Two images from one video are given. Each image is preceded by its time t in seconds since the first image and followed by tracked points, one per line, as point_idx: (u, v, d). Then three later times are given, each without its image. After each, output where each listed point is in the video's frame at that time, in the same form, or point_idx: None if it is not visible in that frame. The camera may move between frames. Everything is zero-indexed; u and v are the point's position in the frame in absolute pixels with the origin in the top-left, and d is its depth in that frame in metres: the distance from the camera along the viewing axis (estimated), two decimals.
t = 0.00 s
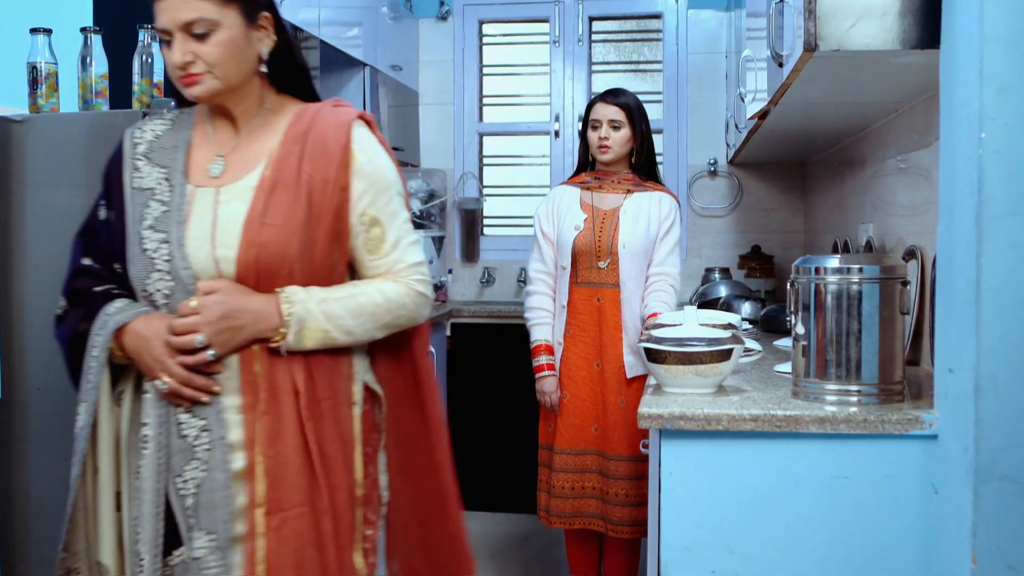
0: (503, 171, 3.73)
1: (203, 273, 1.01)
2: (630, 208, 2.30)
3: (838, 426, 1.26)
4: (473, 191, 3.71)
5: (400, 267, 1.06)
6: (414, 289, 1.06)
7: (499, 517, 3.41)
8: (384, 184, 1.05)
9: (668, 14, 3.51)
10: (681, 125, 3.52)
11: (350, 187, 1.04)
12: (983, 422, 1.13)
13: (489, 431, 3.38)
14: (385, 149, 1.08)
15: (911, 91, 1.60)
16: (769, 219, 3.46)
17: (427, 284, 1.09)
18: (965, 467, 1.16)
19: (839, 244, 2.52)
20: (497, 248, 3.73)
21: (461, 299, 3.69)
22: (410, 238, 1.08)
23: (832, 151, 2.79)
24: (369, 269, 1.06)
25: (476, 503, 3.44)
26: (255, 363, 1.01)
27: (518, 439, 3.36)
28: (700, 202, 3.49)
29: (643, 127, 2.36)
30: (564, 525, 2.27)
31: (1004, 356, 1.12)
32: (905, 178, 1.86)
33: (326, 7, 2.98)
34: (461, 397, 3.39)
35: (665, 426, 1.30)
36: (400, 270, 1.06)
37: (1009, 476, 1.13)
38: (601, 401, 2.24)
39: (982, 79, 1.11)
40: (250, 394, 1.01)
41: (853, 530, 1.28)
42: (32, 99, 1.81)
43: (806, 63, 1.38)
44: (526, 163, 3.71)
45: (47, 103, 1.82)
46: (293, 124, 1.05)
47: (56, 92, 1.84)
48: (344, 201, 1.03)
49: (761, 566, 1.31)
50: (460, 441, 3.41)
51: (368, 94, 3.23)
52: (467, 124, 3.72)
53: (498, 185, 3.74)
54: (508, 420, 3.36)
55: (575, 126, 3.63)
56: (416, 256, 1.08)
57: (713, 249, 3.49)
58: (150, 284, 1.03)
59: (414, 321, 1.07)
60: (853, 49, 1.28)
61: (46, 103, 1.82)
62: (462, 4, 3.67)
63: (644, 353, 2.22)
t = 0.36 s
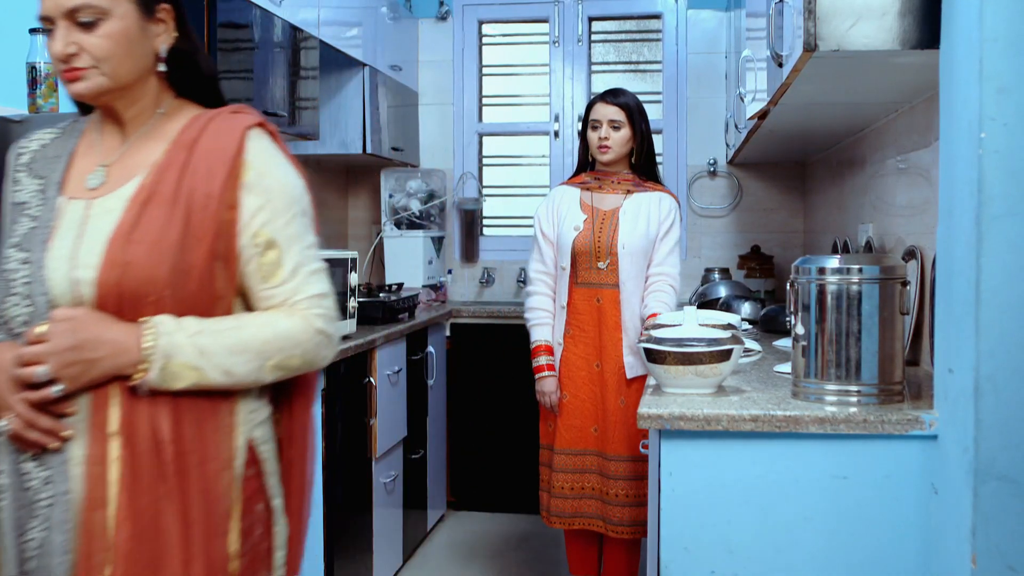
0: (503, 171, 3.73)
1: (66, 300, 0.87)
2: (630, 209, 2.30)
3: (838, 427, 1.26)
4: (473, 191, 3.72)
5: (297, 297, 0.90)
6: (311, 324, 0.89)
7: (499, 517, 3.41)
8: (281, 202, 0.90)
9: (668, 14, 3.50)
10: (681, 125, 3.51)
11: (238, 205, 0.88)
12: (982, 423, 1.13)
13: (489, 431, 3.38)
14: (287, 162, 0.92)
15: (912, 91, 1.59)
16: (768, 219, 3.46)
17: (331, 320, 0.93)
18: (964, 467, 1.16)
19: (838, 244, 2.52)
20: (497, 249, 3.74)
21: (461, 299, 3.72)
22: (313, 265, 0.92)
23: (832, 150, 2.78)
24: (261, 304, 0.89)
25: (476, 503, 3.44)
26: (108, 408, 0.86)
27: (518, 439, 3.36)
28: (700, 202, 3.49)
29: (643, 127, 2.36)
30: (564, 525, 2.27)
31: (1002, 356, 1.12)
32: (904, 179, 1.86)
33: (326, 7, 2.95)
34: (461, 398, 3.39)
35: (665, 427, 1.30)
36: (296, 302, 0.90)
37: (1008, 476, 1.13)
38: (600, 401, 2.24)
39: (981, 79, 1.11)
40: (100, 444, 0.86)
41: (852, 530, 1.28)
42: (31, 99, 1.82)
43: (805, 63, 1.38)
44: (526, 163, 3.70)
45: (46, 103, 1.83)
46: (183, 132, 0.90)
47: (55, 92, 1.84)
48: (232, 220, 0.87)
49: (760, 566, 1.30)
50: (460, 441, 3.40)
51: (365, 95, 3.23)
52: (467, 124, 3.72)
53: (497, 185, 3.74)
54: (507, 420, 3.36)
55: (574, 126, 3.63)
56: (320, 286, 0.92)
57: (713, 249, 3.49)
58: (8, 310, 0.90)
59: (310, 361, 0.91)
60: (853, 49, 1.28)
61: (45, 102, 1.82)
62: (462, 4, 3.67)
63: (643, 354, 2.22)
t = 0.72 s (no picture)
0: (501, 171, 3.72)
1: None
2: (628, 210, 2.29)
3: (839, 429, 1.25)
4: (471, 192, 3.72)
5: (94, 299, 0.73)
6: (108, 333, 0.73)
7: (498, 519, 3.40)
8: (77, 178, 0.73)
9: (666, 14, 3.49)
10: (680, 126, 3.51)
11: (18, 176, 0.71)
12: (984, 425, 1.12)
13: (487, 433, 3.37)
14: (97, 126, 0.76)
15: (912, 91, 1.59)
16: (767, 219, 3.45)
17: (141, 329, 0.76)
18: (966, 470, 1.15)
19: (838, 245, 2.51)
20: (495, 249, 3.73)
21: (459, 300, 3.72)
22: (123, 255, 0.75)
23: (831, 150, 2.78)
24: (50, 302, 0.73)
25: (474, 505, 3.43)
26: None
27: (516, 440, 3.35)
28: (698, 202, 3.49)
29: (642, 127, 2.35)
30: (560, 528, 2.26)
31: (1004, 357, 1.11)
32: (903, 179, 1.85)
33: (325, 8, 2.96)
34: (459, 399, 3.38)
35: (664, 429, 1.30)
36: (93, 305, 0.73)
37: (1009, 479, 1.12)
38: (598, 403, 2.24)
39: (983, 79, 1.10)
40: None
41: (853, 533, 1.28)
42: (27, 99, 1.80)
43: (805, 63, 1.37)
44: (525, 163, 3.69)
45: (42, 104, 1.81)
46: None
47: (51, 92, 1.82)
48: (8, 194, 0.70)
49: (760, 569, 1.30)
50: (458, 442, 3.39)
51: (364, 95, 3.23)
52: (465, 125, 3.71)
53: (495, 185, 3.73)
54: (505, 422, 3.35)
55: (572, 127, 3.62)
56: (129, 283, 0.75)
57: (712, 249, 3.48)
58: None
59: (116, 378, 0.75)
60: (853, 49, 1.27)
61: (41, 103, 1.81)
62: (460, 4, 3.67)
63: (642, 356, 2.21)
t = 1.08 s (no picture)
0: (497, 172, 3.70)
1: None
2: (625, 211, 2.27)
3: (840, 433, 1.23)
4: (466, 193, 3.70)
5: None
6: None
7: (494, 522, 3.37)
8: None
9: (663, 14, 3.47)
10: (676, 126, 3.49)
11: None
12: (989, 430, 1.11)
13: (482, 435, 3.34)
14: None
15: (911, 91, 1.57)
16: (764, 220, 3.44)
17: None
18: (971, 475, 1.13)
19: (836, 246, 2.49)
20: (491, 251, 3.71)
21: (454, 302, 3.70)
22: None
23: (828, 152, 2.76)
24: None
25: (469, 508, 3.40)
26: None
27: (512, 443, 3.33)
28: (695, 204, 3.47)
29: (639, 128, 2.33)
30: (555, 531, 2.24)
31: (1009, 361, 1.10)
32: (903, 180, 1.84)
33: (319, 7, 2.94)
34: (455, 401, 3.36)
35: (663, 433, 1.28)
36: None
37: (1014, 485, 1.10)
38: (594, 406, 2.22)
39: (987, 78, 1.08)
40: None
41: (854, 539, 1.26)
42: (16, 98, 1.77)
43: (806, 62, 1.35)
44: (520, 164, 3.67)
45: (32, 103, 1.78)
46: None
47: (40, 91, 1.79)
48: None
49: None
50: (453, 445, 3.37)
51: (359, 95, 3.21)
52: (460, 126, 3.69)
53: (491, 186, 3.71)
54: (501, 424, 3.33)
55: (568, 127, 3.60)
56: None
57: (708, 250, 3.47)
58: None
59: None
60: (854, 48, 1.25)
61: (30, 102, 1.77)
62: (455, 4, 3.65)
63: (639, 359, 2.20)
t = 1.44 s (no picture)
0: (490, 174, 3.67)
1: None
2: (620, 214, 2.24)
3: (843, 441, 1.20)
4: (459, 195, 3.67)
5: None
6: None
7: (487, 528, 3.34)
8: None
9: (657, 15, 3.44)
10: (671, 128, 3.46)
11: None
12: (998, 439, 1.07)
13: (475, 440, 3.30)
14: None
15: (913, 91, 1.54)
16: (759, 223, 3.41)
17: None
18: (979, 486, 1.10)
19: (834, 249, 2.47)
20: (485, 253, 3.67)
21: (447, 305, 3.66)
22: None
23: (824, 154, 2.74)
24: None
25: (462, 513, 3.36)
26: None
27: (505, 448, 3.29)
28: (690, 206, 3.44)
29: (635, 129, 2.30)
30: (549, 539, 2.20)
31: (1018, 368, 1.07)
32: (903, 182, 1.81)
33: (310, 7, 2.90)
34: (447, 406, 3.32)
35: (661, 442, 1.24)
36: None
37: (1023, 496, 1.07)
38: (589, 412, 2.19)
39: (996, 77, 1.05)
40: None
41: (858, 550, 1.22)
42: None
43: (808, 62, 1.32)
44: (514, 165, 3.63)
45: (14, 102, 1.73)
46: None
47: (23, 90, 1.75)
48: None
49: None
50: (446, 450, 3.33)
51: (351, 96, 3.17)
52: (453, 127, 3.66)
53: (484, 189, 3.67)
54: (494, 429, 3.29)
55: (562, 129, 3.57)
56: None
57: (703, 253, 3.44)
58: None
59: None
60: (857, 46, 1.22)
61: (13, 101, 1.73)
62: (448, 4, 3.62)
63: (635, 364, 2.16)
